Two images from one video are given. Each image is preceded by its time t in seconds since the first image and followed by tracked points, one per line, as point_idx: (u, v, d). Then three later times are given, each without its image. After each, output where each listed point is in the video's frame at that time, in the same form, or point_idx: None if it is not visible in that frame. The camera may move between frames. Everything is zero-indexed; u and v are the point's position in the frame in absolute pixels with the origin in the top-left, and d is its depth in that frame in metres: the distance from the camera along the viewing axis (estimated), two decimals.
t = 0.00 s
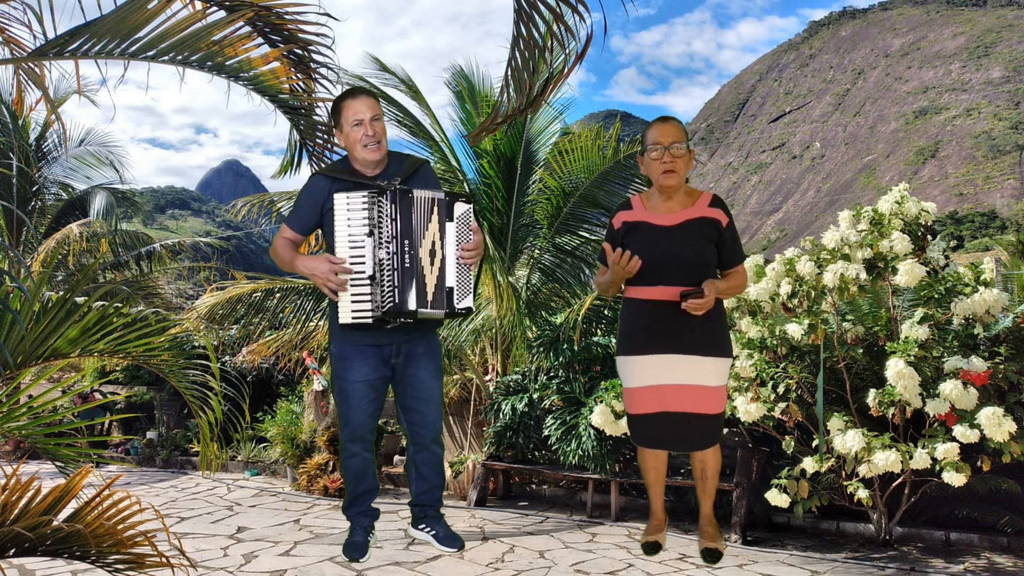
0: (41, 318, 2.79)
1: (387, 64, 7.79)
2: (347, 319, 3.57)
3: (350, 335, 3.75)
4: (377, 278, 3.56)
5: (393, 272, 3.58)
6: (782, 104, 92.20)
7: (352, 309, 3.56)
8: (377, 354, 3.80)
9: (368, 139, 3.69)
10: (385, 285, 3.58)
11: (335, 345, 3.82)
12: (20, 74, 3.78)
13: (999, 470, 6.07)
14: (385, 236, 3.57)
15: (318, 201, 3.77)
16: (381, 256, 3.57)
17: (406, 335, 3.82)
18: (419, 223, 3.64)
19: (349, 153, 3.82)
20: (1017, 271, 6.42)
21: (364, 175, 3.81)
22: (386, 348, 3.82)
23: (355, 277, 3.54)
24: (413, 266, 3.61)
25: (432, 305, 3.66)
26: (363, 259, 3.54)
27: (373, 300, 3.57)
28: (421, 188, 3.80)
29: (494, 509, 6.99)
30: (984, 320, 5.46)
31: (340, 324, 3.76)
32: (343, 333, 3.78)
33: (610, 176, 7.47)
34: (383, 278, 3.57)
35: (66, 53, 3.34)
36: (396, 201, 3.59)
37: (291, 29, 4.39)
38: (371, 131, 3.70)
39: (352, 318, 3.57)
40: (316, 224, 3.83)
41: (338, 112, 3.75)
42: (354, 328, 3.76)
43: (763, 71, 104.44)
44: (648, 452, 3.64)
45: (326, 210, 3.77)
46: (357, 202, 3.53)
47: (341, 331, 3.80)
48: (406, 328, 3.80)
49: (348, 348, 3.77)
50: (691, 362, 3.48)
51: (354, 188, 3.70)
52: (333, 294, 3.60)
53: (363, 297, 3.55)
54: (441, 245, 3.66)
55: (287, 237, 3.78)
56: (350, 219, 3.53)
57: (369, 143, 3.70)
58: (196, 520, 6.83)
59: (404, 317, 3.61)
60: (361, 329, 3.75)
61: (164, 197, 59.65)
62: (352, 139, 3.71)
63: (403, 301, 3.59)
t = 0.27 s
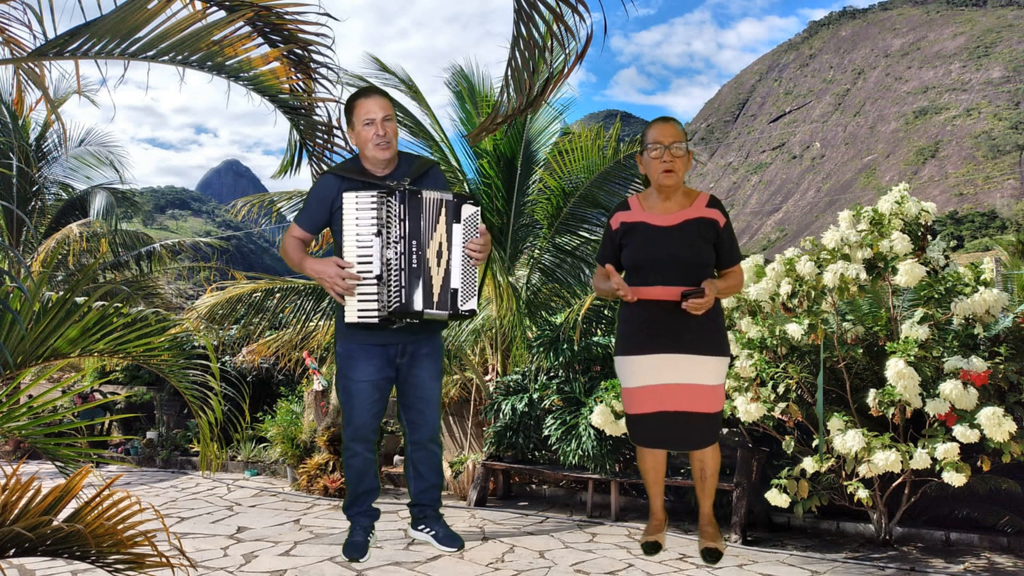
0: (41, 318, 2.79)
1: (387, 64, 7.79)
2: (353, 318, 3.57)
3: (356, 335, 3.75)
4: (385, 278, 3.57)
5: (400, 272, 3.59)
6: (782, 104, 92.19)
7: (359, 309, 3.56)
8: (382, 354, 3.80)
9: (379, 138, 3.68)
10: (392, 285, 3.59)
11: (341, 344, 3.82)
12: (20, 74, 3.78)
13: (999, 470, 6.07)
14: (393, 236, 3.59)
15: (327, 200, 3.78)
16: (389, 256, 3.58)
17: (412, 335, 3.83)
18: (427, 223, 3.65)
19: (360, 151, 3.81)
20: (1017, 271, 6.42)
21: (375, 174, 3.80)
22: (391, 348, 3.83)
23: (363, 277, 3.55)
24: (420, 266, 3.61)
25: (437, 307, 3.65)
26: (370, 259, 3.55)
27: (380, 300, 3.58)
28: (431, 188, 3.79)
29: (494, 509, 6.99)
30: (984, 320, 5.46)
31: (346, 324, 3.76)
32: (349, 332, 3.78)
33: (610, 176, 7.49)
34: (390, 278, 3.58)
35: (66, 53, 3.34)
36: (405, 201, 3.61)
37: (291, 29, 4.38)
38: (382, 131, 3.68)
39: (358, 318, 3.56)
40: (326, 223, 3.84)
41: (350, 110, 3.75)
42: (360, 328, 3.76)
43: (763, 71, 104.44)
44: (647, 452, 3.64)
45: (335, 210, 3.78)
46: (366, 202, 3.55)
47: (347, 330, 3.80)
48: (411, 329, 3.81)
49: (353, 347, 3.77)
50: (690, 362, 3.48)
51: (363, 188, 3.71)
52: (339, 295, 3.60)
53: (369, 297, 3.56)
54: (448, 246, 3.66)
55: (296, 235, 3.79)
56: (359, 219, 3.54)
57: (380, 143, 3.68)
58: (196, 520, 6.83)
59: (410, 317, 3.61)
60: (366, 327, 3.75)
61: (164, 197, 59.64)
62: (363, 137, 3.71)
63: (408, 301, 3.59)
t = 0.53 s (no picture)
0: (41, 318, 2.79)
1: (387, 64, 7.79)
2: (360, 317, 3.56)
3: (364, 334, 3.75)
4: (395, 278, 3.57)
5: (411, 273, 3.59)
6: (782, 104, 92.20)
7: (367, 308, 3.56)
8: (390, 353, 3.80)
9: (395, 139, 3.69)
10: (402, 285, 3.59)
11: (348, 342, 3.81)
12: (20, 74, 3.78)
13: (999, 470, 6.07)
14: (405, 236, 3.58)
15: (341, 197, 3.78)
16: (400, 256, 3.58)
17: (419, 335, 3.83)
18: (440, 225, 3.64)
19: (375, 150, 3.82)
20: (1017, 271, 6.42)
21: (389, 174, 3.81)
22: (399, 348, 3.83)
23: (373, 277, 3.54)
24: (430, 267, 3.61)
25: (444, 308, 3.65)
26: (381, 259, 3.55)
27: (389, 300, 3.58)
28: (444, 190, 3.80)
29: (494, 509, 6.99)
30: (984, 320, 5.46)
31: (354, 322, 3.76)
32: (357, 331, 3.77)
33: (610, 176, 7.50)
34: (400, 278, 3.58)
35: (66, 53, 3.34)
36: (418, 201, 3.60)
37: (291, 29, 4.38)
38: (398, 131, 3.70)
39: (366, 317, 3.56)
40: (337, 220, 3.84)
41: (368, 109, 3.77)
42: (368, 327, 3.76)
43: (763, 71, 104.44)
44: (647, 452, 3.64)
45: (348, 207, 3.78)
46: (380, 201, 3.54)
47: (355, 329, 3.79)
48: (419, 329, 3.82)
49: (361, 345, 3.77)
50: (691, 361, 3.48)
51: (377, 187, 3.71)
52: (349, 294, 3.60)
53: (378, 297, 3.56)
54: (459, 247, 3.65)
55: (307, 231, 3.77)
56: (372, 218, 3.54)
57: (396, 142, 3.69)
58: (196, 520, 6.83)
59: (418, 318, 3.62)
60: (374, 326, 3.75)
61: (164, 197, 59.65)
62: (380, 136, 3.72)
63: (418, 302, 3.60)
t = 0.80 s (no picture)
0: (41, 318, 2.79)
1: (387, 64, 7.79)
2: (367, 315, 3.56)
3: (371, 333, 3.75)
4: (403, 277, 3.57)
5: (418, 272, 3.59)
6: (782, 104, 92.21)
7: (374, 307, 3.55)
8: (396, 353, 3.79)
9: (406, 138, 3.70)
10: (409, 284, 3.59)
11: (355, 341, 3.81)
12: (20, 73, 3.78)
13: (999, 470, 6.07)
14: (414, 235, 3.58)
15: (350, 195, 3.79)
16: (408, 255, 3.58)
17: (426, 336, 3.82)
18: (448, 224, 3.64)
19: (386, 150, 3.83)
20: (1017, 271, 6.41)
21: (399, 174, 3.80)
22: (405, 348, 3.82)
23: (381, 276, 3.54)
24: (438, 267, 3.61)
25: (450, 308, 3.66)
26: (390, 258, 3.55)
27: (396, 299, 3.58)
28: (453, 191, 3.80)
29: (494, 509, 6.99)
30: (984, 320, 5.46)
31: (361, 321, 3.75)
32: (364, 330, 3.77)
33: (610, 176, 7.50)
34: (408, 277, 3.58)
35: (66, 53, 3.34)
36: (428, 201, 3.60)
37: (291, 29, 4.38)
38: (410, 131, 3.71)
39: (373, 315, 3.56)
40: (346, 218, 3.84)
41: (382, 108, 3.77)
42: (375, 327, 3.75)
43: (763, 71, 104.44)
44: (648, 452, 3.64)
45: (357, 206, 3.78)
46: (390, 200, 3.54)
47: (362, 328, 3.79)
48: (426, 329, 3.81)
49: (367, 345, 3.77)
50: (693, 362, 3.48)
51: (387, 186, 3.71)
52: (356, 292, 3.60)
53: (385, 296, 3.55)
54: (466, 248, 3.66)
55: (316, 229, 3.77)
56: (382, 217, 3.53)
57: (407, 142, 3.70)
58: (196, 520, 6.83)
59: (424, 317, 3.63)
60: (381, 325, 3.74)
61: (164, 197, 59.65)
62: (392, 135, 3.72)
63: (425, 301, 3.60)
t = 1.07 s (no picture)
0: (41, 318, 2.79)
1: (387, 64, 7.78)
2: (372, 314, 3.55)
3: (377, 333, 3.74)
4: (409, 277, 3.57)
5: (424, 272, 3.59)
6: (782, 104, 92.20)
7: (379, 307, 3.55)
8: (402, 354, 3.78)
9: (414, 138, 3.70)
10: (415, 284, 3.59)
11: (360, 340, 3.80)
12: (20, 73, 3.78)
13: (999, 470, 6.07)
14: (420, 235, 3.58)
15: (357, 194, 3.79)
16: (414, 255, 3.57)
17: (431, 336, 3.81)
18: (455, 224, 3.64)
19: (393, 150, 3.83)
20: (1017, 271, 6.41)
21: (406, 174, 3.81)
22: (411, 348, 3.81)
23: (386, 276, 3.53)
24: (444, 267, 3.62)
25: (456, 307, 3.65)
26: (396, 258, 3.54)
27: (401, 299, 3.58)
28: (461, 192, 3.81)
29: (494, 509, 6.99)
30: (984, 320, 5.46)
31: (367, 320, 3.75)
32: (369, 329, 3.76)
33: (610, 176, 7.51)
34: (414, 277, 3.58)
35: (66, 53, 3.34)
36: (435, 201, 3.59)
37: (291, 29, 4.38)
38: (418, 131, 3.71)
39: (378, 314, 3.55)
40: (352, 217, 3.84)
41: (390, 108, 3.78)
42: (381, 326, 3.74)
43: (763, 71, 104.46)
44: (650, 452, 3.64)
45: (364, 205, 3.79)
46: (397, 200, 3.53)
47: (368, 327, 3.78)
48: (432, 330, 3.80)
49: (373, 344, 3.76)
50: (695, 362, 3.48)
51: (394, 187, 3.71)
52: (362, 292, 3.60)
53: (391, 296, 3.55)
54: (472, 248, 3.66)
55: (323, 228, 3.77)
56: (389, 217, 3.52)
57: (414, 142, 3.70)
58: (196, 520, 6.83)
59: (430, 317, 3.64)
60: (387, 323, 3.73)
61: (164, 197, 59.66)
62: (399, 135, 3.73)
63: (430, 301, 3.61)
